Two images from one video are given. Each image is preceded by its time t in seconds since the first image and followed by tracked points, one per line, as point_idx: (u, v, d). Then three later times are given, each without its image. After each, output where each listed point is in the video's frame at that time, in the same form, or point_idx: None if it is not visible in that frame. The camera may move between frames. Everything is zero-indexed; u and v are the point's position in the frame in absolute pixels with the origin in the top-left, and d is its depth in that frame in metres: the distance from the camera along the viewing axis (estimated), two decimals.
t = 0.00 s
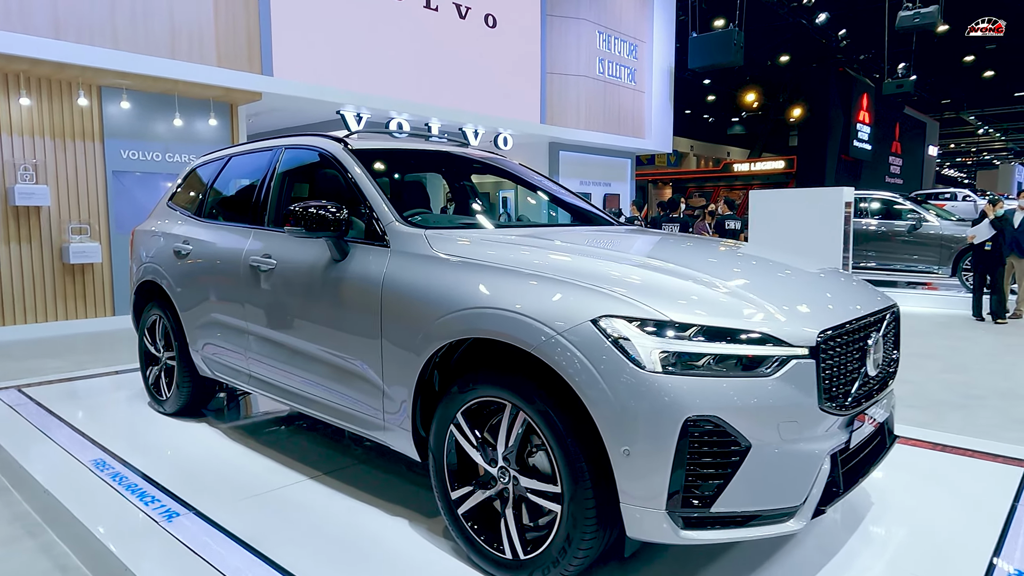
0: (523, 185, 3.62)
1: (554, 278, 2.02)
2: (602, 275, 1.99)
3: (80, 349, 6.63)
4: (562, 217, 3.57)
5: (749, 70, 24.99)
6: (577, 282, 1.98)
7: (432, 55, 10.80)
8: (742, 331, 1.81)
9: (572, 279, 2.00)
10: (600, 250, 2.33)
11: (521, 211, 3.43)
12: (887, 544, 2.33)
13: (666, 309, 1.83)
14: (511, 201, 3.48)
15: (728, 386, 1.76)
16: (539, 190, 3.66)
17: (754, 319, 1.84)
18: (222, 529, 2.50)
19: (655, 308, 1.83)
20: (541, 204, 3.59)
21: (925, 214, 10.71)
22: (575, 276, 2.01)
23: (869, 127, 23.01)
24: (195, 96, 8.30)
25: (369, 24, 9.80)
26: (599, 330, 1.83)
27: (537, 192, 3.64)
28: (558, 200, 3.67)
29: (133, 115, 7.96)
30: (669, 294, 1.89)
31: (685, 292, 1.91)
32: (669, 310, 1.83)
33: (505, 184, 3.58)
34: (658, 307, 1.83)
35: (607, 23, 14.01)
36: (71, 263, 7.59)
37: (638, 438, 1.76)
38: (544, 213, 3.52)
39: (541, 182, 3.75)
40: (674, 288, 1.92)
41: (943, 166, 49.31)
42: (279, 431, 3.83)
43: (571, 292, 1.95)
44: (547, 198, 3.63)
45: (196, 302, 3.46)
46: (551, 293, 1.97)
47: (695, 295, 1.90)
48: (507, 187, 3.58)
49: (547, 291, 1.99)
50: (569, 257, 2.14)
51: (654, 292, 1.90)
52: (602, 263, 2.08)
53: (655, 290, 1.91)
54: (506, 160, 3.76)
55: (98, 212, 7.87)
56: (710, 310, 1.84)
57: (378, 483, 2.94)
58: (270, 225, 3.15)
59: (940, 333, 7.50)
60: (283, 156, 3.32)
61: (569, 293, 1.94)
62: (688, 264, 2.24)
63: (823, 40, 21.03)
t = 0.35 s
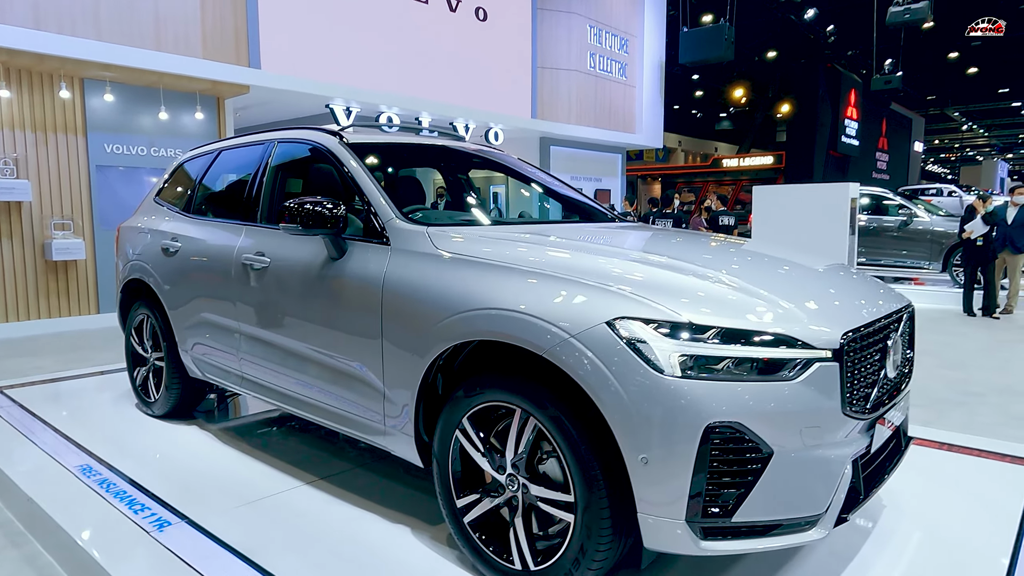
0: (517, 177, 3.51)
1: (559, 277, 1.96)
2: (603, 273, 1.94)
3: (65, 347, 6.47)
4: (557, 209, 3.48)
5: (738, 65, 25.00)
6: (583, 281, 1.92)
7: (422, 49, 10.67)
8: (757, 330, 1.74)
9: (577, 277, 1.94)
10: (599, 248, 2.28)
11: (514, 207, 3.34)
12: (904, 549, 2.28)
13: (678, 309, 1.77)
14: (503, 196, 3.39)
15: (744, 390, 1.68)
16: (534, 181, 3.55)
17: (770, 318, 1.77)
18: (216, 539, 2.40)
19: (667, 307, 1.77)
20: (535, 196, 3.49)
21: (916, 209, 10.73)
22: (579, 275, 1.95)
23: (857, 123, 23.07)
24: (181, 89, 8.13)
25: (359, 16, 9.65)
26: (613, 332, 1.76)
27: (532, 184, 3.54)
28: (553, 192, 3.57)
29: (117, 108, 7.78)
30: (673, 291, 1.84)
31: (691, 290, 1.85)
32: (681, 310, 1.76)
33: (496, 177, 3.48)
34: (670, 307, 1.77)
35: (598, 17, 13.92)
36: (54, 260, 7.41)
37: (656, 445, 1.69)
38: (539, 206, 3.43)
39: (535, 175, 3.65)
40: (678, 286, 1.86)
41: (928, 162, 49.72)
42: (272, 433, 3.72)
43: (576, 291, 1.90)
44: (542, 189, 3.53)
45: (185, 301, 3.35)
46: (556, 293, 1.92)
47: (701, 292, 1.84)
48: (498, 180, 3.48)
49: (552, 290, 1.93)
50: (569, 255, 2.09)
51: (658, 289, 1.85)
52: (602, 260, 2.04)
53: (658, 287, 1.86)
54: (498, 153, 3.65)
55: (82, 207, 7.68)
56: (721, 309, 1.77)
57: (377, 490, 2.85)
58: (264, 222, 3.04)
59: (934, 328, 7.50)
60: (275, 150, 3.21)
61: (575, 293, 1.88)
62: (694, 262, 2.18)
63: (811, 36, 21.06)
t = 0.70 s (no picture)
0: (508, 168, 3.45)
1: (566, 269, 1.97)
2: (606, 265, 1.95)
3: (51, 345, 6.34)
4: (549, 200, 3.44)
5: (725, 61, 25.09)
6: (592, 273, 1.91)
7: (410, 43, 10.55)
8: (772, 324, 1.72)
9: (583, 269, 1.95)
10: (595, 239, 2.29)
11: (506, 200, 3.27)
12: (919, 545, 2.27)
13: (693, 302, 1.76)
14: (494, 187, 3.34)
15: (769, 387, 1.66)
16: (528, 171, 3.48)
17: (784, 311, 1.76)
18: (222, 542, 2.34)
19: (677, 297, 1.77)
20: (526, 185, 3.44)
21: (903, 204, 10.83)
22: (583, 266, 1.96)
23: (842, 119, 23.25)
24: (167, 82, 7.99)
25: (347, 9, 9.53)
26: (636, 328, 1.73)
27: (525, 174, 3.47)
28: (547, 181, 3.52)
29: (101, 101, 7.63)
30: (678, 282, 1.84)
31: (694, 280, 1.85)
32: (694, 301, 1.76)
33: (486, 172, 3.41)
34: (685, 300, 1.76)
35: (587, 12, 13.87)
36: (37, 257, 7.26)
37: (682, 443, 1.67)
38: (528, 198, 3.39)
39: (528, 163, 3.57)
40: (682, 277, 1.87)
41: (909, 158, 50.30)
42: (271, 432, 3.65)
43: (585, 283, 1.90)
44: (536, 179, 3.47)
45: (182, 298, 3.27)
46: (563, 284, 1.92)
47: (708, 284, 1.84)
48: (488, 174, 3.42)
49: (560, 283, 1.93)
50: (569, 247, 2.10)
51: (664, 280, 1.85)
52: (604, 252, 2.05)
53: (663, 278, 1.86)
54: (491, 143, 3.58)
55: (66, 202, 7.53)
56: (731, 300, 1.77)
57: (382, 490, 2.80)
58: (264, 217, 2.98)
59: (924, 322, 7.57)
60: (274, 144, 3.15)
61: (582, 283, 1.89)
62: (694, 254, 2.19)
63: (796, 32, 21.17)
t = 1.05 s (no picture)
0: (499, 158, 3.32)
1: (571, 261, 1.97)
2: (607, 256, 1.95)
3: (37, 343, 6.23)
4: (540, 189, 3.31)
5: (711, 56, 25.17)
6: (598, 266, 1.91)
7: (398, 36, 10.45)
8: (783, 315, 1.72)
9: (586, 261, 1.95)
10: (588, 230, 2.30)
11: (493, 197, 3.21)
12: (927, 536, 2.28)
13: (703, 293, 1.76)
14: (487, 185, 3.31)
15: (788, 381, 1.65)
16: (522, 160, 3.37)
17: (795, 302, 1.77)
18: (228, 542, 2.30)
19: (685, 286, 1.78)
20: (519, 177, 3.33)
21: (891, 199, 10.92)
22: (584, 257, 1.97)
23: (827, 114, 23.40)
24: (154, 75, 7.87)
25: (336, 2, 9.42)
26: (655, 323, 1.72)
27: (519, 164, 3.36)
28: (541, 171, 3.40)
29: (86, 94, 7.49)
30: (681, 272, 1.85)
31: (699, 271, 1.86)
32: (703, 291, 1.76)
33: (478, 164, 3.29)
34: (695, 290, 1.77)
35: (576, 6, 13.83)
36: (21, 253, 7.12)
37: (703, 438, 1.66)
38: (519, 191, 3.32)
39: (521, 153, 3.45)
40: (684, 268, 1.87)
41: (891, 153, 50.82)
42: (269, 429, 3.61)
43: (591, 275, 1.90)
44: (530, 169, 3.36)
45: (179, 294, 3.22)
46: (568, 275, 1.93)
47: (714, 275, 1.84)
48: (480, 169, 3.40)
49: (564, 273, 1.94)
50: (567, 239, 2.10)
51: (668, 271, 1.86)
52: (603, 243, 2.05)
53: (666, 269, 1.87)
54: (484, 133, 3.47)
55: (50, 197, 7.39)
56: (738, 290, 1.78)
57: (387, 488, 2.77)
58: (267, 213, 2.93)
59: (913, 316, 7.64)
60: (273, 137, 3.09)
61: (586, 274, 1.90)
62: (691, 244, 2.19)
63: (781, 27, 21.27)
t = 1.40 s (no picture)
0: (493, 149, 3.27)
1: (572, 251, 1.98)
2: (605, 246, 1.97)
3: (25, 339, 6.13)
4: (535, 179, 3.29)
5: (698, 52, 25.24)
6: (600, 256, 1.93)
7: (387, 30, 10.37)
8: (789, 303, 1.73)
9: (588, 251, 1.96)
10: (582, 220, 2.31)
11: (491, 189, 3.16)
12: (931, 526, 2.31)
13: (708, 282, 1.77)
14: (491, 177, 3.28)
15: (802, 371, 1.66)
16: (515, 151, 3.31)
17: (799, 291, 1.78)
18: (235, 537, 2.28)
19: (690, 275, 1.80)
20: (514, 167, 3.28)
21: (878, 194, 11.03)
22: (585, 247, 1.98)
23: (813, 111, 23.55)
24: (141, 67, 7.76)
25: None
26: (669, 313, 1.73)
27: (513, 154, 3.30)
28: (535, 161, 3.35)
29: (72, 86, 7.38)
30: (681, 260, 1.87)
31: (701, 259, 1.87)
32: (707, 279, 1.78)
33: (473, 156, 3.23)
34: (701, 279, 1.78)
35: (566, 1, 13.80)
36: (6, 248, 7.00)
37: (717, 427, 1.67)
38: (511, 183, 3.27)
39: (515, 143, 3.40)
40: (683, 256, 1.88)
41: (874, 150, 51.35)
42: (268, 424, 3.58)
43: (592, 265, 1.91)
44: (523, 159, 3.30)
45: (177, 289, 3.18)
46: (568, 264, 1.95)
47: (716, 263, 1.86)
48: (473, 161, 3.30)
49: (564, 263, 1.95)
50: (564, 229, 2.11)
51: (668, 259, 1.88)
52: (600, 232, 2.07)
53: (666, 258, 1.88)
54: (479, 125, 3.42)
55: (36, 191, 7.27)
56: (739, 277, 1.79)
57: (392, 483, 2.76)
58: (269, 206, 2.90)
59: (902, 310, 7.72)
60: (273, 129, 3.06)
61: (587, 264, 1.91)
62: (688, 234, 2.21)
63: (768, 23, 21.36)
